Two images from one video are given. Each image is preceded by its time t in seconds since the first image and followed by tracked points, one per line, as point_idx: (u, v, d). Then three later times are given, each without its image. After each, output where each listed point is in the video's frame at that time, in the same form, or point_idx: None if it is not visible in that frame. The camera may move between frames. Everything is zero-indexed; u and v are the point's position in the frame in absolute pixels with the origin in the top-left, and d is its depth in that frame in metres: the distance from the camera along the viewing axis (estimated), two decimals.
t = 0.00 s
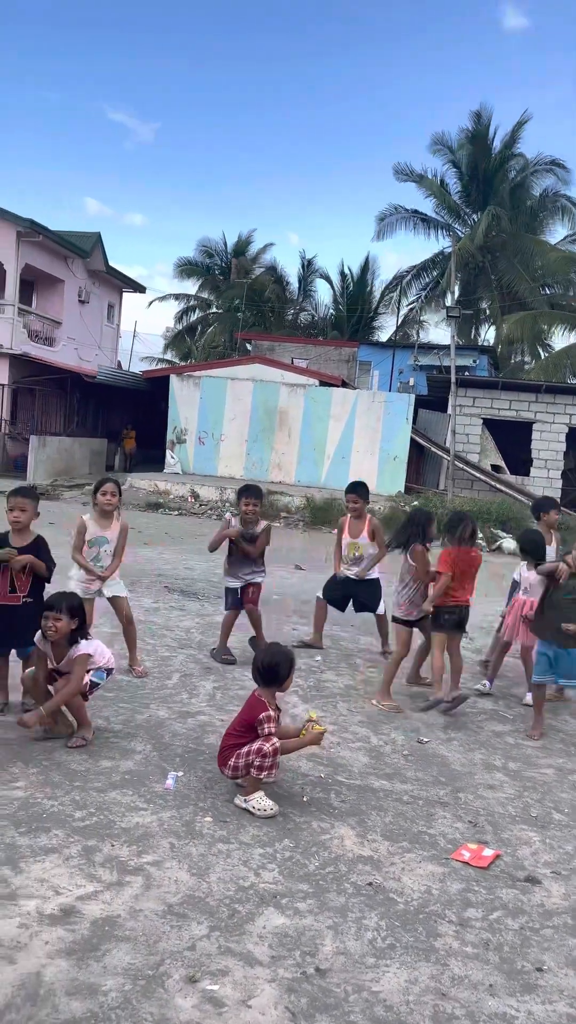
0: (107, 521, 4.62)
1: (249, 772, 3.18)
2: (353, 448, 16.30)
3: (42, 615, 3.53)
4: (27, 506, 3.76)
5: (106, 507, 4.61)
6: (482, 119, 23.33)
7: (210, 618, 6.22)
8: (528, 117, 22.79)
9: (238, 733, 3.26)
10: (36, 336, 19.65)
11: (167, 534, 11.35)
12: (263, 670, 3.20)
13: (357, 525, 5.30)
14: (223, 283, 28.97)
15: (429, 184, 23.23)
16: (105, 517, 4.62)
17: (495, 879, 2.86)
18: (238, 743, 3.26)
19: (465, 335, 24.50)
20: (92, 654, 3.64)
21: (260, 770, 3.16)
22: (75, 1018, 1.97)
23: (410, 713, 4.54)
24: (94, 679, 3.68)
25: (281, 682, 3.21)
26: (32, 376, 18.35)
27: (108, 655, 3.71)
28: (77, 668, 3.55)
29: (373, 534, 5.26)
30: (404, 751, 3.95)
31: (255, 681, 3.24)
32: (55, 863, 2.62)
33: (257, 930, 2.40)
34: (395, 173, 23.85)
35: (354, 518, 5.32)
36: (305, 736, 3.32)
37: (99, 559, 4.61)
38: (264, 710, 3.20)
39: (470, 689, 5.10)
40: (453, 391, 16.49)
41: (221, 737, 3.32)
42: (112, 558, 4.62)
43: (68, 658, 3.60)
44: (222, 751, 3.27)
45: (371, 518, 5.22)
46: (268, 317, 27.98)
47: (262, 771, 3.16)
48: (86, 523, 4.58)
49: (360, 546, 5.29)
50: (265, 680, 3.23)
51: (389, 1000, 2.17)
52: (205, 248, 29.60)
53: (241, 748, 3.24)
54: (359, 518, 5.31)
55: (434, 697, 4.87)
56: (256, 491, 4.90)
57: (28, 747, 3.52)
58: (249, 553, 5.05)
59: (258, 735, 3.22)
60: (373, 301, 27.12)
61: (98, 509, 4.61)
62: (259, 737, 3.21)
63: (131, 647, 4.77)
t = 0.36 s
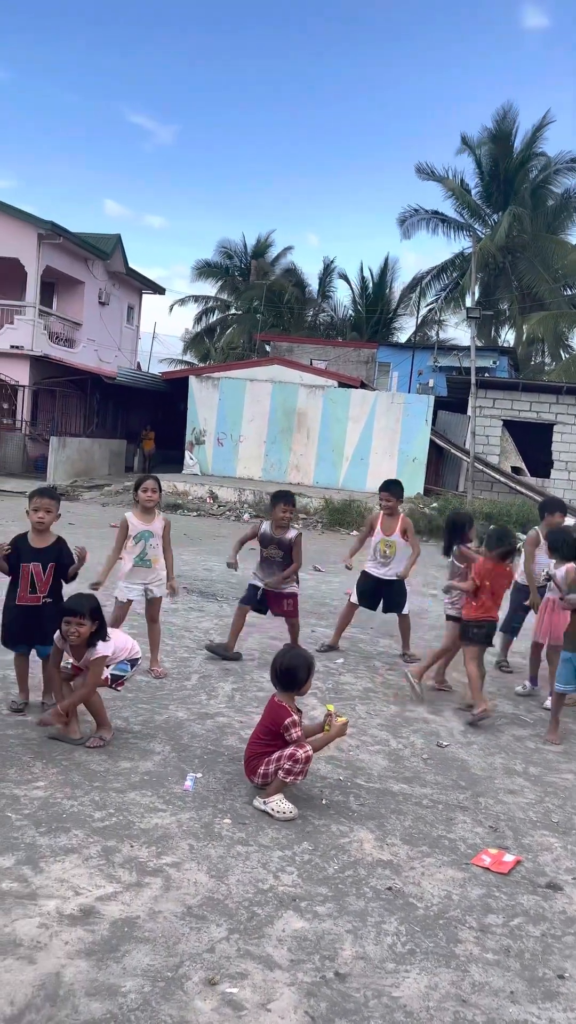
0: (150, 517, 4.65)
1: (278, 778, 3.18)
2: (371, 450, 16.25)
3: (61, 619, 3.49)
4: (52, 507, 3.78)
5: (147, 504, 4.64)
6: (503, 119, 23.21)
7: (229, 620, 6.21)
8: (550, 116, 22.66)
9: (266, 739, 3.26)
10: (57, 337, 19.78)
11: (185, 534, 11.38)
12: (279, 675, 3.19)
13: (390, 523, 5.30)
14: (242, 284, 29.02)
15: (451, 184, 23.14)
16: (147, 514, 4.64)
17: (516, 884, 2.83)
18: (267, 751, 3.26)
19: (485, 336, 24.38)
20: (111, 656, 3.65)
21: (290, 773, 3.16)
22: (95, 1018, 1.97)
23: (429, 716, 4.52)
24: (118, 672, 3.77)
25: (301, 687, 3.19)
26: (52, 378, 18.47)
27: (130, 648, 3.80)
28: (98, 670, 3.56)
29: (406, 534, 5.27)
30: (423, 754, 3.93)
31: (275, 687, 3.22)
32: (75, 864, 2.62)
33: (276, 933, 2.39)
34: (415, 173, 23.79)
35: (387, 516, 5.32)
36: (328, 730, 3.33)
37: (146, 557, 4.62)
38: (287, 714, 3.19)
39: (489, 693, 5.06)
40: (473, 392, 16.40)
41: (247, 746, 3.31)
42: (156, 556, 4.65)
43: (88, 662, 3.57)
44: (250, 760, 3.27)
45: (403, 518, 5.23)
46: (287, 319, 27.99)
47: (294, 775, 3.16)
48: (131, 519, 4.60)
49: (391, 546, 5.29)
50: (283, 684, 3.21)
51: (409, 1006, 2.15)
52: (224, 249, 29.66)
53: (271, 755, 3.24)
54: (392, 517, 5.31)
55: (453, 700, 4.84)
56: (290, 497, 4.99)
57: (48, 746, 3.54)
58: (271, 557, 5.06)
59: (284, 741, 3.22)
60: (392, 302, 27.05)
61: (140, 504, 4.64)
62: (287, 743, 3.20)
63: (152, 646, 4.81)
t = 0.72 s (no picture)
0: (167, 532, 4.65)
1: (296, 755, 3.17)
2: (383, 450, 16.22)
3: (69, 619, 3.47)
4: (64, 507, 3.80)
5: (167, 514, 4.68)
6: (517, 118, 23.11)
7: (240, 620, 6.22)
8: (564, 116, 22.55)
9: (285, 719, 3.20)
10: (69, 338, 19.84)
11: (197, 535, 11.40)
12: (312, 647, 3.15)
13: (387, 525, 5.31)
14: (254, 285, 29.03)
15: (464, 184, 23.07)
16: (165, 526, 4.65)
17: (529, 888, 2.81)
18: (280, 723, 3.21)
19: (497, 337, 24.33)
20: (121, 651, 3.64)
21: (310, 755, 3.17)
22: (107, 1019, 1.97)
23: (441, 716, 4.50)
24: (130, 665, 3.79)
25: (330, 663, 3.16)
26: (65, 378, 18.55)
27: (139, 641, 3.79)
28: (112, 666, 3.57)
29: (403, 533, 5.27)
30: (435, 756, 3.91)
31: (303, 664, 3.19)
32: (86, 863, 2.63)
33: (288, 935, 2.38)
34: (428, 173, 23.72)
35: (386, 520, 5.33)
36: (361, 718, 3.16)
37: (163, 566, 4.63)
38: (313, 690, 3.14)
39: (501, 694, 5.04)
40: (485, 393, 16.33)
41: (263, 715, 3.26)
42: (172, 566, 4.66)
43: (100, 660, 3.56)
44: (263, 735, 3.23)
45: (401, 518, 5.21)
46: (298, 319, 27.98)
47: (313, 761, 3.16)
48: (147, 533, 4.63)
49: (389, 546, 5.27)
50: (312, 660, 3.17)
51: (421, 1009, 2.13)
52: (236, 249, 29.66)
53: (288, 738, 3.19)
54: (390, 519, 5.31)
55: (465, 701, 4.82)
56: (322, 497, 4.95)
57: (60, 746, 3.55)
58: (304, 553, 5.09)
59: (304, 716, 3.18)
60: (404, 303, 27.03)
61: (159, 518, 4.66)
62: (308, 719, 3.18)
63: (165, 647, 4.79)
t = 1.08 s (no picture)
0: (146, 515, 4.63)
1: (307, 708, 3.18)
2: (386, 450, 16.22)
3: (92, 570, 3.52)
4: (63, 507, 3.80)
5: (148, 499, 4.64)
6: (520, 118, 23.11)
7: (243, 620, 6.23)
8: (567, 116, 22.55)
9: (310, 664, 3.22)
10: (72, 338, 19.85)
11: (200, 534, 11.41)
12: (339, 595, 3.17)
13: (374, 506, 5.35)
14: (256, 284, 29.06)
15: (467, 184, 23.08)
16: (148, 510, 4.64)
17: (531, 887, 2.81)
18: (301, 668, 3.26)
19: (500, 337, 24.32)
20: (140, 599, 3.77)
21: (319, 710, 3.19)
22: (108, 1019, 1.97)
23: (444, 717, 4.51)
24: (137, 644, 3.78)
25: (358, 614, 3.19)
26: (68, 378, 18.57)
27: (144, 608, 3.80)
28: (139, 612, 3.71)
29: (393, 513, 5.31)
30: (438, 756, 3.91)
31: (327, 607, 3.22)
32: (89, 862, 2.63)
33: (289, 934, 2.38)
34: (431, 173, 23.72)
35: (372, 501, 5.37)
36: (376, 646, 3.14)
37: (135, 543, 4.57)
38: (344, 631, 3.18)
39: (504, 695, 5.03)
40: (488, 393, 16.31)
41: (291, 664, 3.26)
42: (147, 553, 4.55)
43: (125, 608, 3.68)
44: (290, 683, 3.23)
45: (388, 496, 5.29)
46: (301, 319, 27.97)
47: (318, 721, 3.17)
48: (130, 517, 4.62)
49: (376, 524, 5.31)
50: (338, 606, 3.19)
51: (423, 1009, 2.14)
52: (239, 250, 29.69)
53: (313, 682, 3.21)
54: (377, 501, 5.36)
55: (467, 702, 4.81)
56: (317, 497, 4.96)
57: (63, 745, 3.55)
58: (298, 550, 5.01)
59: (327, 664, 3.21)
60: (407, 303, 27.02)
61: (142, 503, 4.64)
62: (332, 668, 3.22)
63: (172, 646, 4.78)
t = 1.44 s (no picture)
0: (128, 519, 4.62)
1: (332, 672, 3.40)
2: (379, 448, 16.23)
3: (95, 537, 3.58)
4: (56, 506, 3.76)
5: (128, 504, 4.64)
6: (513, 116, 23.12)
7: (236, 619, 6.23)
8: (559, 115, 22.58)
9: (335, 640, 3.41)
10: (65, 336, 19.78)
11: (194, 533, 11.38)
12: (360, 566, 3.29)
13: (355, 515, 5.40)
14: (250, 282, 29.02)
15: (460, 183, 23.09)
16: (129, 514, 4.62)
17: (521, 884, 2.83)
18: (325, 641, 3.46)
19: (494, 335, 24.33)
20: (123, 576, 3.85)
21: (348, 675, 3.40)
22: (100, 1016, 1.98)
23: (436, 715, 4.51)
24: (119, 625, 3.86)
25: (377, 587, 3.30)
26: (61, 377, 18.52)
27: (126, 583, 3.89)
28: (123, 582, 3.81)
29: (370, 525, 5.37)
30: (431, 754, 3.92)
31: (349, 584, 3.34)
32: (81, 861, 2.64)
33: (281, 931, 2.39)
34: (425, 171, 23.71)
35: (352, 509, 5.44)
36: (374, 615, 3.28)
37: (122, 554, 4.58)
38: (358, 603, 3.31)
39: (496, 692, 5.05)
40: (481, 392, 16.32)
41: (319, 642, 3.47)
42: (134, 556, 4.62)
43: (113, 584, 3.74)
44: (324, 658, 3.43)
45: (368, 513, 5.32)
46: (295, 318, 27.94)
47: (349, 688, 3.40)
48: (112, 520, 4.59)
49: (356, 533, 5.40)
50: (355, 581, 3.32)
51: (414, 1005, 2.15)
52: (232, 249, 29.63)
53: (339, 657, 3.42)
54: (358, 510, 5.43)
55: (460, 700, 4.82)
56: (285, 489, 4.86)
57: (55, 743, 3.55)
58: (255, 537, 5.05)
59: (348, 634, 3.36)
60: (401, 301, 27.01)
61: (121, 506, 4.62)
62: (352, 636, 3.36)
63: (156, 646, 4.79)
